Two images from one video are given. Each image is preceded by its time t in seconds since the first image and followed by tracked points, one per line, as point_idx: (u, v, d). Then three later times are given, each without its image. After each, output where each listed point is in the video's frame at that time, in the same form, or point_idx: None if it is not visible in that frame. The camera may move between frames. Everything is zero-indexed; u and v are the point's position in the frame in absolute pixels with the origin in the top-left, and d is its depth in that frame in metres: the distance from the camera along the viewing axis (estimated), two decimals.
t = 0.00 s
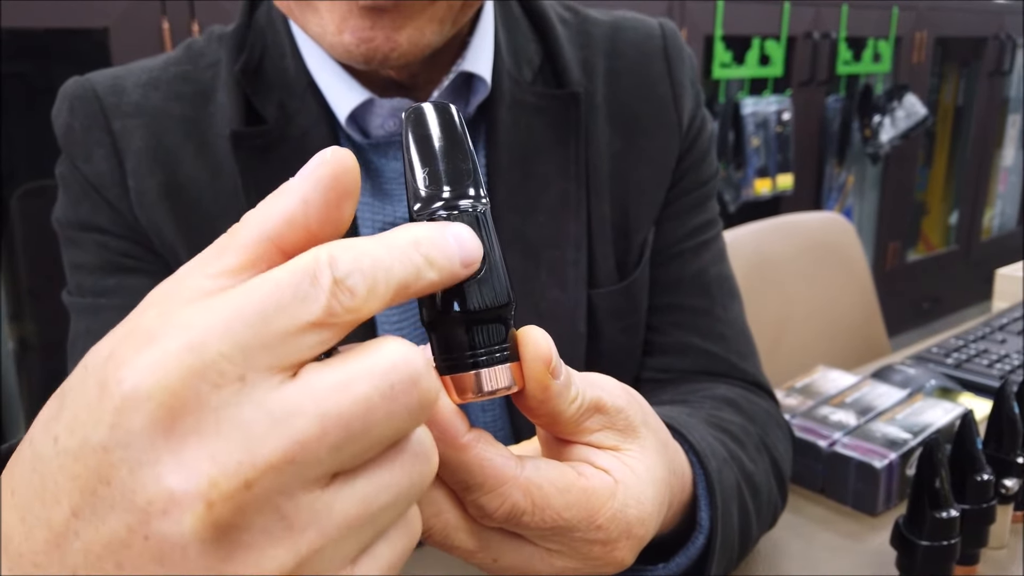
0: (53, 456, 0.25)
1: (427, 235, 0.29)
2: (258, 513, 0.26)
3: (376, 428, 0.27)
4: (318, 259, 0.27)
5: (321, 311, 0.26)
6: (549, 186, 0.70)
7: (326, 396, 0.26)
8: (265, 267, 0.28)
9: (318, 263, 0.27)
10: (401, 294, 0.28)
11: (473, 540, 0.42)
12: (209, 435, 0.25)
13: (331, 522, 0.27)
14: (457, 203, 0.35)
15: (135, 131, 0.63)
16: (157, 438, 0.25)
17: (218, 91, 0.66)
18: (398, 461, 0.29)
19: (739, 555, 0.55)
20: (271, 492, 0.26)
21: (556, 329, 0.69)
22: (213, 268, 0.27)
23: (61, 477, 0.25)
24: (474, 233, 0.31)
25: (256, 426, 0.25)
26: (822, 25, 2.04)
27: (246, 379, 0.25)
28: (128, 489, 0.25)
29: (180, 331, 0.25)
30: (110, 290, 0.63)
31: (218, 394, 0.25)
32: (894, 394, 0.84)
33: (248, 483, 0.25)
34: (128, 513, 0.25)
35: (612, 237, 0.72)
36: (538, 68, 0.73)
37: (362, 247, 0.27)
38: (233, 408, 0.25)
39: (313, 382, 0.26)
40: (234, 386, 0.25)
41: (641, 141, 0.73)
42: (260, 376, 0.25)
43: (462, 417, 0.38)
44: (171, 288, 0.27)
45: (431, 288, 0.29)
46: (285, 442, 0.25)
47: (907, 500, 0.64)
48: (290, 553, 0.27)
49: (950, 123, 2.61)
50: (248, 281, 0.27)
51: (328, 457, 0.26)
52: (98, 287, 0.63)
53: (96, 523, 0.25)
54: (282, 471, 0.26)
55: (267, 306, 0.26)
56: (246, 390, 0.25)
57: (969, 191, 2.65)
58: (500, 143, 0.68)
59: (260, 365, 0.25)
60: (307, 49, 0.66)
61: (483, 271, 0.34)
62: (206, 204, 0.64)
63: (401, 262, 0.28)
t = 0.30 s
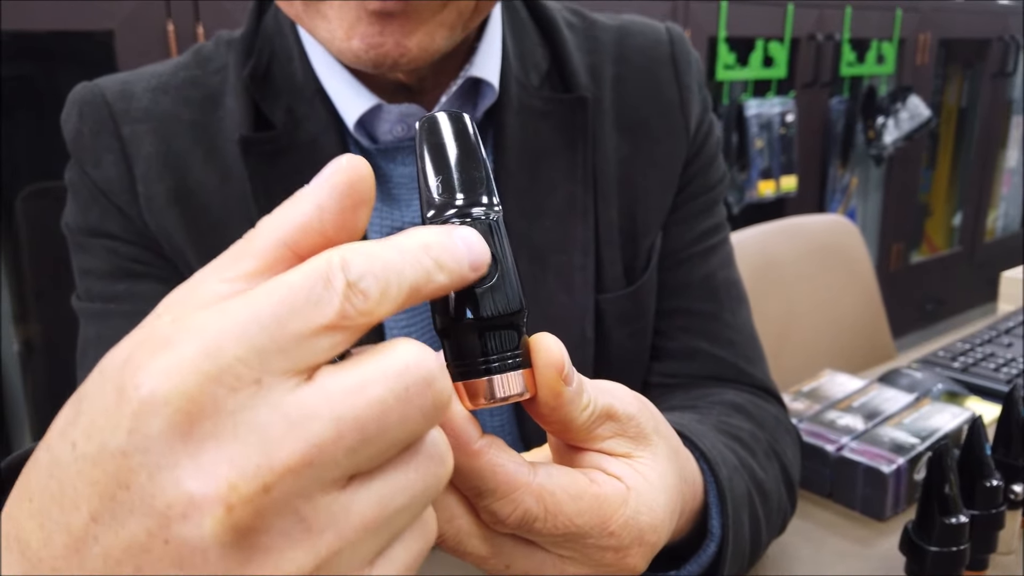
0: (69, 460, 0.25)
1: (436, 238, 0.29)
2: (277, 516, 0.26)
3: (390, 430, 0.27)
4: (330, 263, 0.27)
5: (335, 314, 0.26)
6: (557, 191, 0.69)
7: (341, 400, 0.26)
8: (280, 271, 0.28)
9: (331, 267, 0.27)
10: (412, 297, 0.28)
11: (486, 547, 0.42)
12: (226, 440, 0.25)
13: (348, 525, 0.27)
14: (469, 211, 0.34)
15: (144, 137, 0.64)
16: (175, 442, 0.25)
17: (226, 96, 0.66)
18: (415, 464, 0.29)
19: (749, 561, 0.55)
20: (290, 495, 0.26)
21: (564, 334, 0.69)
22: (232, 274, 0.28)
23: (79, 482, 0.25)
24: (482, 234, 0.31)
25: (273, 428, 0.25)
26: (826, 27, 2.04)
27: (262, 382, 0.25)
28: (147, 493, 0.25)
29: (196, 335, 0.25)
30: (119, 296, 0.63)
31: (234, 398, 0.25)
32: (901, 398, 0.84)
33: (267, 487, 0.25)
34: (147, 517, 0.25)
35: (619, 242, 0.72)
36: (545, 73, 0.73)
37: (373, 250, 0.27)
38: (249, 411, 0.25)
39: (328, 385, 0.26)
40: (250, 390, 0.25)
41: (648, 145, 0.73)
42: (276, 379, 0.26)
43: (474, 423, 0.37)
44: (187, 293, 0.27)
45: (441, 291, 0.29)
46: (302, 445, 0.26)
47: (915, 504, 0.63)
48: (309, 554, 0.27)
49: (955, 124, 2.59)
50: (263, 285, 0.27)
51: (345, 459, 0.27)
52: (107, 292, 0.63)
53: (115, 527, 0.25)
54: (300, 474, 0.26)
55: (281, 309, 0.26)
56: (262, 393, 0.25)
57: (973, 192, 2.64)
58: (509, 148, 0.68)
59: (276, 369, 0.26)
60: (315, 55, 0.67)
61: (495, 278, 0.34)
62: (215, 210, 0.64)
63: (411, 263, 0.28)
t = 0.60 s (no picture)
0: (109, 446, 0.27)
1: (469, 239, 0.30)
2: (308, 504, 0.27)
3: (420, 425, 0.29)
4: (366, 262, 0.28)
5: (369, 311, 0.28)
6: (577, 199, 0.70)
7: (373, 393, 0.28)
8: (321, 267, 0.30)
9: (366, 266, 0.28)
10: (445, 296, 0.29)
11: (508, 550, 0.43)
12: (260, 427, 0.26)
13: (377, 518, 0.29)
14: (495, 215, 0.35)
15: (169, 143, 0.64)
16: (212, 431, 0.26)
17: (251, 103, 0.67)
18: (443, 461, 0.31)
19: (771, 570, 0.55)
20: (322, 484, 0.27)
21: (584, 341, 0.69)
22: (274, 270, 0.29)
23: (118, 467, 0.27)
24: (514, 238, 0.32)
25: (306, 418, 0.27)
26: (845, 33, 2.03)
27: (298, 374, 0.27)
28: (181, 480, 0.26)
29: (236, 330, 0.27)
30: (144, 300, 0.63)
31: (271, 387, 0.26)
32: (924, 408, 0.83)
33: (298, 476, 0.26)
34: (181, 504, 0.26)
35: (640, 250, 0.72)
36: (566, 80, 0.73)
37: (408, 250, 0.29)
38: (284, 402, 0.27)
39: (360, 379, 0.28)
40: (286, 380, 0.27)
41: (669, 153, 0.73)
42: (311, 372, 0.27)
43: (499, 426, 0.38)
44: (229, 289, 0.29)
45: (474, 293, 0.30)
46: (335, 436, 0.27)
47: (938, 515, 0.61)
48: (337, 544, 0.28)
49: (975, 131, 2.58)
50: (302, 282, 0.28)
51: (376, 451, 0.28)
52: (131, 297, 0.64)
53: (149, 512, 0.26)
54: (331, 463, 0.27)
55: (317, 306, 0.27)
56: (298, 384, 0.27)
57: (994, 199, 2.62)
58: (530, 156, 0.68)
59: (311, 362, 0.27)
60: (338, 62, 0.67)
61: (522, 283, 0.34)
62: (238, 216, 0.65)
63: (445, 263, 0.29)
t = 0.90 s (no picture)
0: (123, 446, 0.26)
1: (489, 250, 0.29)
2: (320, 513, 0.27)
3: (434, 434, 0.28)
4: (384, 268, 0.27)
5: (387, 318, 0.27)
6: (589, 203, 0.70)
7: (388, 400, 0.27)
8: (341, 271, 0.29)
9: (384, 272, 0.27)
10: (464, 305, 0.29)
11: (520, 547, 0.43)
12: (275, 432, 0.26)
13: (388, 528, 0.28)
14: (509, 212, 0.35)
15: (184, 146, 0.65)
16: (225, 433, 0.25)
17: (265, 106, 0.67)
18: (455, 472, 0.30)
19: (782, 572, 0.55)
20: (334, 492, 0.27)
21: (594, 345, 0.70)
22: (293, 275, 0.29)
23: (132, 467, 0.26)
24: (533, 249, 0.31)
25: (320, 424, 0.26)
26: (859, 37, 2.02)
27: (313, 379, 0.26)
28: (195, 482, 0.25)
29: (253, 330, 0.26)
30: (158, 302, 0.64)
31: (285, 393, 0.26)
32: (937, 415, 0.82)
33: (311, 484, 0.26)
34: (193, 506, 0.25)
35: (651, 254, 0.72)
36: (579, 85, 0.73)
37: (427, 258, 0.28)
38: (298, 408, 0.26)
39: (377, 386, 0.27)
40: (300, 387, 0.26)
41: (682, 159, 0.73)
42: (326, 378, 0.26)
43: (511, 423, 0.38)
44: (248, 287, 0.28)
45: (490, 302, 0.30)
46: (348, 444, 0.26)
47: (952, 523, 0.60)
48: (348, 553, 0.27)
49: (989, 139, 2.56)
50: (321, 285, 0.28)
51: (389, 460, 0.27)
52: (145, 298, 0.64)
53: (162, 515, 0.26)
54: (344, 472, 0.26)
55: (334, 310, 0.26)
56: (313, 390, 0.26)
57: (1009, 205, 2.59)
58: (542, 159, 0.69)
59: (327, 368, 0.26)
60: (352, 66, 0.68)
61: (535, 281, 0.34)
62: (251, 219, 0.65)
63: (462, 271, 0.29)
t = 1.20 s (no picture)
0: (129, 453, 0.26)
1: (503, 266, 0.29)
2: (321, 528, 0.26)
3: (442, 451, 0.28)
4: (396, 280, 0.27)
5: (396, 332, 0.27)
6: (596, 205, 0.70)
7: (397, 416, 0.27)
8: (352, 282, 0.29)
9: (395, 284, 0.27)
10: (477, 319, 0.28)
11: (528, 550, 0.43)
12: (279, 445, 0.25)
13: (390, 543, 0.28)
14: (517, 213, 0.35)
15: (191, 148, 0.65)
16: (230, 445, 0.25)
17: (272, 108, 0.68)
18: (463, 490, 0.30)
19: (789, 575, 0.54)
20: (337, 509, 0.26)
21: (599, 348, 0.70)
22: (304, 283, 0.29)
23: (137, 475, 0.26)
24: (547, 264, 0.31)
25: (326, 438, 0.26)
26: (866, 39, 2.01)
27: (320, 392, 0.26)
28: (196, 493, 0.25)
29: (262, 342, 0.26)
30: (164, 303, 0.64)
31: (291, 405, 0.25)
32: (944, 419, 0.82)
33: (314, 499, 0.25)
34: (196, 517, 0.25)
35: (658, 257, 0.72)
36: (585, 87, 0.73)
37: (439, 271, 0.28)
38: (306, 420, 0.25)
39: (384, 402, 0.27)
40: (307, 400, 0.26)
41: (688, 161, 0.73)
42: (333, 391, 0.26)
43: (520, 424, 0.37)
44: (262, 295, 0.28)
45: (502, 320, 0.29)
46: (354, 459, 0.26)
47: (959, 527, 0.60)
48: (349, 568, 0.27)
49: (996, 137, 2.53)
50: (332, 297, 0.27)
51: (394, 476, 0.27)
52: (152, 299, 0.64)
53: (165, 523, 0.26)
54: (348, 488, 0.26)
55: (344, 322, 0.26)
56: (320, 402, 0.26)
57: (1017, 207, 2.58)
58: (548, 161, 0.69)
59: (335, 381, 0.26)
60: (359, 68, 0.68)
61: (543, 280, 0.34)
62: (258, 221, 0.65)
63: (474, 283, 0.28)
